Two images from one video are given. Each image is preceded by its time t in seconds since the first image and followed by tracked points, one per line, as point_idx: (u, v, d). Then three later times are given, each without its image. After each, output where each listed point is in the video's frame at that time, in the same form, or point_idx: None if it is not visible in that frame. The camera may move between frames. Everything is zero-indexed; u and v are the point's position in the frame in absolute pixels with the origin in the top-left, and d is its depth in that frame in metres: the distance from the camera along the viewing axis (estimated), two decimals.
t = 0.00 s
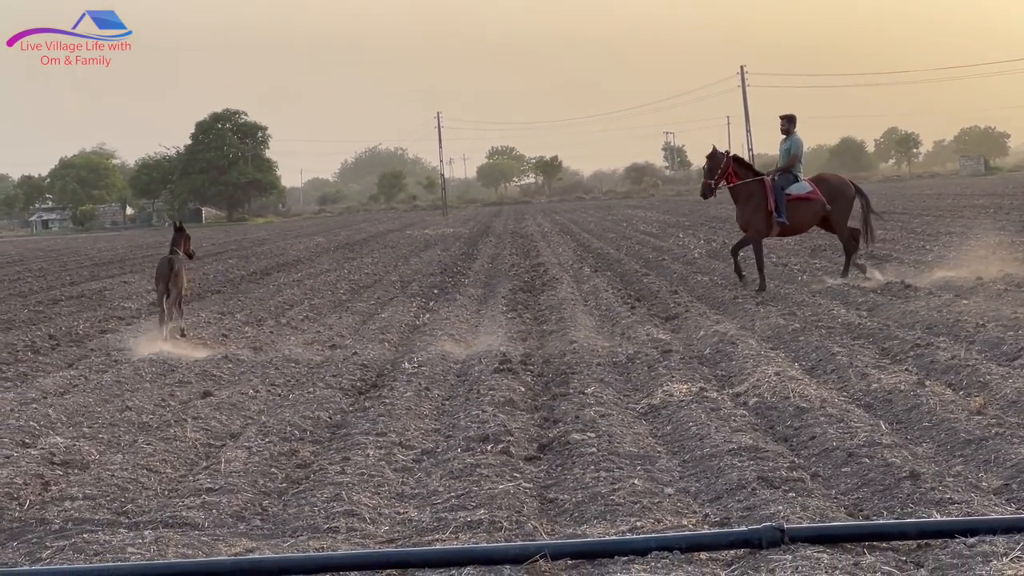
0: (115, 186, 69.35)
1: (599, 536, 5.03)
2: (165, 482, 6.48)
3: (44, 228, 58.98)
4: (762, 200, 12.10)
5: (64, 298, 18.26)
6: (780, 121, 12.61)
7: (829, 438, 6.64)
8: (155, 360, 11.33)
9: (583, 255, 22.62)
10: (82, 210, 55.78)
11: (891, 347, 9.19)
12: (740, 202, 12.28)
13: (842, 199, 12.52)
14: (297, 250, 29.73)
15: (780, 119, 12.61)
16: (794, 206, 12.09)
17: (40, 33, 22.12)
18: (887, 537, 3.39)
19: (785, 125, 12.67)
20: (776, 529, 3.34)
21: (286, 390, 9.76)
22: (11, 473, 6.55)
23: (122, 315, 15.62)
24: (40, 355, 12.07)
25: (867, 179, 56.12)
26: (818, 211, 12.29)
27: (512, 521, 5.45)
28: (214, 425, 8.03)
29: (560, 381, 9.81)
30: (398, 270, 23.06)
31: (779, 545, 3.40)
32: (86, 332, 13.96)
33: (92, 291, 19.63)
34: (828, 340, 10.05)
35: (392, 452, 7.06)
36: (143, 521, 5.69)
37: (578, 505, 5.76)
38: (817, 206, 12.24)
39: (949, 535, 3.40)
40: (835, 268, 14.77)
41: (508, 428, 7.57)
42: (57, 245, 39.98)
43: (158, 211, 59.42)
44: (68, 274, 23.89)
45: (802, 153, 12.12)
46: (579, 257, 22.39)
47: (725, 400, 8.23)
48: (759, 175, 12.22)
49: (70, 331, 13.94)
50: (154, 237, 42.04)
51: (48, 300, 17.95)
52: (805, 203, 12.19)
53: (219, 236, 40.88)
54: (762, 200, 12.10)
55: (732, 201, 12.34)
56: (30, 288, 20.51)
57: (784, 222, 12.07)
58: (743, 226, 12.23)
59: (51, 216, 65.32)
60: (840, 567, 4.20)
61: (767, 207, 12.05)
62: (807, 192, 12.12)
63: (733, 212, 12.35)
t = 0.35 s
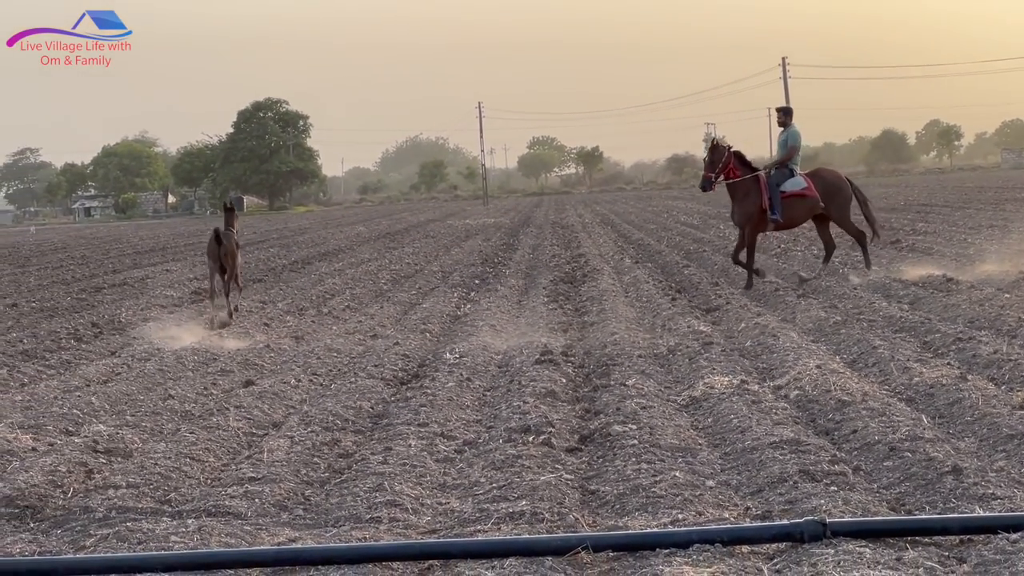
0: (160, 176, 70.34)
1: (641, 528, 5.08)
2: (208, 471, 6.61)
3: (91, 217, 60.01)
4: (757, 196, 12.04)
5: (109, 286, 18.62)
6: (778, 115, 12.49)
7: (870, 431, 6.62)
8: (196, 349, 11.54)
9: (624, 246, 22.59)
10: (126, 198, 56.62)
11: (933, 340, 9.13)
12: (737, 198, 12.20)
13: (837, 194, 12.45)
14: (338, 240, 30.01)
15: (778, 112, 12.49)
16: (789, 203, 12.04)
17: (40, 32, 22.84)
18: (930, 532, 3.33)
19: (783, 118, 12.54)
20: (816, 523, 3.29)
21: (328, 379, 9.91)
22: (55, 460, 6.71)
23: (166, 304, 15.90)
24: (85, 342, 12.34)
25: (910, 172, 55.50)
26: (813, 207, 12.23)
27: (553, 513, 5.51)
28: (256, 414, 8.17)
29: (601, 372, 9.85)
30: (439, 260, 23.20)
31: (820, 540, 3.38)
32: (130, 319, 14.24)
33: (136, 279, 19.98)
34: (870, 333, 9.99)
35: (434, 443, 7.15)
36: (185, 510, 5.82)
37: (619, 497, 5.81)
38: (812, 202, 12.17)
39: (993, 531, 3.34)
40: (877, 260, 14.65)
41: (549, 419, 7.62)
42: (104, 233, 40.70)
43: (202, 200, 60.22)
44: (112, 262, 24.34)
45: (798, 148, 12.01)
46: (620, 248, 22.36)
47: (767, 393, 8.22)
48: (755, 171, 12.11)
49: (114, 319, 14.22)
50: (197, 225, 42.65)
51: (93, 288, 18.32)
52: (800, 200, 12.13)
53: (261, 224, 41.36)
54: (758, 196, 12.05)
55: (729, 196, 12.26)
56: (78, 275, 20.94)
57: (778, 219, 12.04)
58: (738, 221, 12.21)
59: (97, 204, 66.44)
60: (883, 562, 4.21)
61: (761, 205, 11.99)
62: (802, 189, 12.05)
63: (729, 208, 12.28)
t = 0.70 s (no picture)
0: (192, 168, 70.99)
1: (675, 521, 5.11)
2: (242, 462, 6.72)
3: (125, 207, 60.76)
4: (750, 189, 11.99)
5: (143, 276, 18.85)
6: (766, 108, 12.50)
7: (905, 426, 6.61)
8: (227, 339, 11.69)
9: (655, 239, 22.55)
10: (159, 189, 57.25)
11: (966, 335, 9.08)
12: (728, 189, 12.09)
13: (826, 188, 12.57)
14: (370, 231, 30.18)
15: (766, 106, 12.50)
16: (780, 196, 12.07)
17: (40, 32, 23.66)
18: (964, 528, 3.35)
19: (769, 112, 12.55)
20: (850, 518, 3.33)
21: (361, 371, 10.02)
22: (90, 450, 6.83)
23: (199, 294, 16.08)
24: (118, 332, 12.53)
25: (944, 167, 54.97)
26: (803, 200, 12.30)
27: (588, 505, 5.56)
28: (289, 406, 8.29)
29: (634, 365, 9.88)
30: (470, 252, 23.30)
31: (856, 534, 3.41)
32: (162, 309, 14.43)
33: (170, 269, 20.22)
34: (903, 327, 9.93)
35: (467, 435, 7.21)
36: (220, 501, 5.91)
37: (653, 490, 5.84)
38: (802, 195, 12.24)
39: None
40: (910, 254, 14.55)
41: (581, 412, 7.66)
42: (138, 222, 41.18)
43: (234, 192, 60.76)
44: (145, 252, 24.63)
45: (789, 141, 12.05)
46: (651, 240, 22.33)
47: (800, 386, 8.22)
48: (748, 162, 12.05)
49: (147, 309, 14.42)
50: (230, 216, 43.06)
51: (128, 278, 18.57)
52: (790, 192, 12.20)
53: (292, 216, 41.68)
54: (750, 188, 11.99)
55: (720, 187, 12.15)
56: (112, 265, 21.23)
57: (768, 212, 12.06)
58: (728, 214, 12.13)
59: (131, 194, 67.28)
60: (918, 557, 4.22)
61: (755, 196, 11.95)
62: (792, 181, 12.12)
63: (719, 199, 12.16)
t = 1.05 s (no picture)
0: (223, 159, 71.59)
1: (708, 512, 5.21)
2: (275, 452, 6.87)
3: (156, 197, 61.44)
4: (738, 187, 12.04)
5: (172, 266, 19.13)
6: (757, 106, 12.52)
7: (937, 419, 6.65)
8: (258, 330, 11.88)
9: (685, 231, 22.55)
10: (190, 179, 57.82)
11: (998, 329, 9.09)
12: (717, 187, 12.15)
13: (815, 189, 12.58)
14: (399, 222, 30.36)
15: (757, 103, 12.52)
16: (767, 195, 12.08)
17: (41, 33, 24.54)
18: (999, 521, 3.37)
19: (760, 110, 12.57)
20: (884, 511, 3.38)
21: (393, 362, 10.16)
22: (125, 439, 7.00)
23: (230, 286, 16.31)
24: (149, 322, 12.76)
25: (976, 160, 54.49)
26: (792, 200, 12.31)
27: (621, 497, 5.66)
28: (322, 396, 8.44)
29: (665, 358, 9.94)
30: (499, 243, 23.42)
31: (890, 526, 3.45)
32: (192, 300, 14.67)
33: (201, 259, 20.49)
34: (934, 321, 9.93)
35: (500, 427, 7.33)
36: (254, 491, 6.06)
37: (686, 482, 5.93)
38: (791, 196, 12.25)
39: None
40: (941, 247, 14.51)
41: (613, 404, 7.75)
42: (167, 212, 41.63)
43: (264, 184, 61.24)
44: (176, 243, 24.94)
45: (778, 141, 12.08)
46: (681, 233, 22.34)
47: (831, 379, 8.27)
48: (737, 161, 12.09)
49: (178, 300, 14.66)
50: (258, 207, 43.41)
51: (158, 268, 18.84)
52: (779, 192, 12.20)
53: (320, 207, 41.97)
54: (738, 186, 12.03)
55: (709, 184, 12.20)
56: (145, 255, 21.54)
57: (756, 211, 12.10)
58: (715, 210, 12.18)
59: (162, 185, 67.94)
60: (951, 550, 4.28)
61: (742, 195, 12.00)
62: (781, 181, 12.13)
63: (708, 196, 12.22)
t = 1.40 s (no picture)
0: (256, 152, 72.18)
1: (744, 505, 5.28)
2: (310, 443, 7.02)
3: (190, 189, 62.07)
4: (726, 183, 12.11)
5: (205, 258, 19.39)
6: (746, 105, 12.66)
7: (972, 413, 6.68)
8: (292, 322, 12.06)
9: (717, 224, 22.52)
10: (222, 172, 58.37)
11: None
12: (706, 183, 12.21)
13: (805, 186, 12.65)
14: (430, 215, 30.53)
15: (746, 102, 12.66)
16: (756, 191, 12.16)
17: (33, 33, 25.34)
18: None
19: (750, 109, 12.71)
20: (920, 504, 3.49)
21: (426, 354, 10.29)
22: (160, 430, 7.18)
23: (263, 278, 16.53)
24: (182, 313, 12.98)
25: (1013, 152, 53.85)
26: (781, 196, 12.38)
27: (657, 489, 5.75)
28: (356, 388, 8.59)
29: (699, 351, 9.99)
30: (531, 236, 23.50)
31: (926, 519, 3.56)
32: (225, 292, 14.90)
33: (235, 251, 20.75)
34: (969, 314, 9.91)
35: (535, 419, 7.43)
36: (290, 482, 6.20)
37: (721, 474, 6.00)
38: (779, 191, 12.32)
39: None
40: (975, 241, 14.43)
41: (647, 397, 7.83)
42: (198, 204, 42.07)
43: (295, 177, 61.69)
44: (208, 234, 25.25)
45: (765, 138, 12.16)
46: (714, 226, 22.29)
47: (866, 372, 8.29)
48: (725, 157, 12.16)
49: (211, 292, 14.89)
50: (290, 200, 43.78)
51: (192, 260, 19.11)
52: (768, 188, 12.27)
53: (350, 200, 42.26)
54: (728, 182, 12.11)
55: (699, 181, 12.26)
56: (179, 247, 21.86)
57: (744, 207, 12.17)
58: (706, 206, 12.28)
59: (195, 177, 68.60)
60: (989, 543, 4.33)
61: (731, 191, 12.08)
62: (769, 177, 12.20)
63: (698, 193, 12.28)
